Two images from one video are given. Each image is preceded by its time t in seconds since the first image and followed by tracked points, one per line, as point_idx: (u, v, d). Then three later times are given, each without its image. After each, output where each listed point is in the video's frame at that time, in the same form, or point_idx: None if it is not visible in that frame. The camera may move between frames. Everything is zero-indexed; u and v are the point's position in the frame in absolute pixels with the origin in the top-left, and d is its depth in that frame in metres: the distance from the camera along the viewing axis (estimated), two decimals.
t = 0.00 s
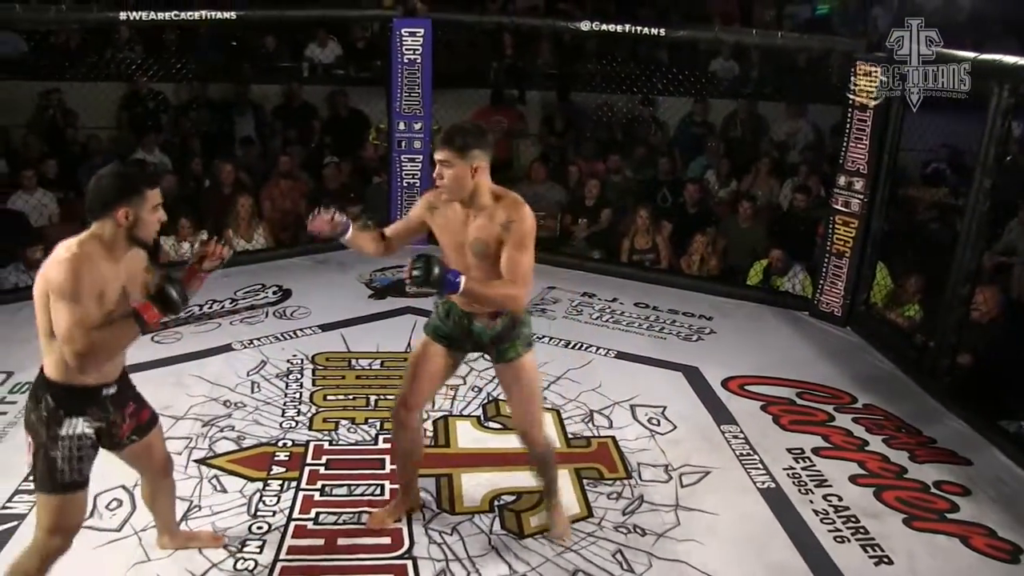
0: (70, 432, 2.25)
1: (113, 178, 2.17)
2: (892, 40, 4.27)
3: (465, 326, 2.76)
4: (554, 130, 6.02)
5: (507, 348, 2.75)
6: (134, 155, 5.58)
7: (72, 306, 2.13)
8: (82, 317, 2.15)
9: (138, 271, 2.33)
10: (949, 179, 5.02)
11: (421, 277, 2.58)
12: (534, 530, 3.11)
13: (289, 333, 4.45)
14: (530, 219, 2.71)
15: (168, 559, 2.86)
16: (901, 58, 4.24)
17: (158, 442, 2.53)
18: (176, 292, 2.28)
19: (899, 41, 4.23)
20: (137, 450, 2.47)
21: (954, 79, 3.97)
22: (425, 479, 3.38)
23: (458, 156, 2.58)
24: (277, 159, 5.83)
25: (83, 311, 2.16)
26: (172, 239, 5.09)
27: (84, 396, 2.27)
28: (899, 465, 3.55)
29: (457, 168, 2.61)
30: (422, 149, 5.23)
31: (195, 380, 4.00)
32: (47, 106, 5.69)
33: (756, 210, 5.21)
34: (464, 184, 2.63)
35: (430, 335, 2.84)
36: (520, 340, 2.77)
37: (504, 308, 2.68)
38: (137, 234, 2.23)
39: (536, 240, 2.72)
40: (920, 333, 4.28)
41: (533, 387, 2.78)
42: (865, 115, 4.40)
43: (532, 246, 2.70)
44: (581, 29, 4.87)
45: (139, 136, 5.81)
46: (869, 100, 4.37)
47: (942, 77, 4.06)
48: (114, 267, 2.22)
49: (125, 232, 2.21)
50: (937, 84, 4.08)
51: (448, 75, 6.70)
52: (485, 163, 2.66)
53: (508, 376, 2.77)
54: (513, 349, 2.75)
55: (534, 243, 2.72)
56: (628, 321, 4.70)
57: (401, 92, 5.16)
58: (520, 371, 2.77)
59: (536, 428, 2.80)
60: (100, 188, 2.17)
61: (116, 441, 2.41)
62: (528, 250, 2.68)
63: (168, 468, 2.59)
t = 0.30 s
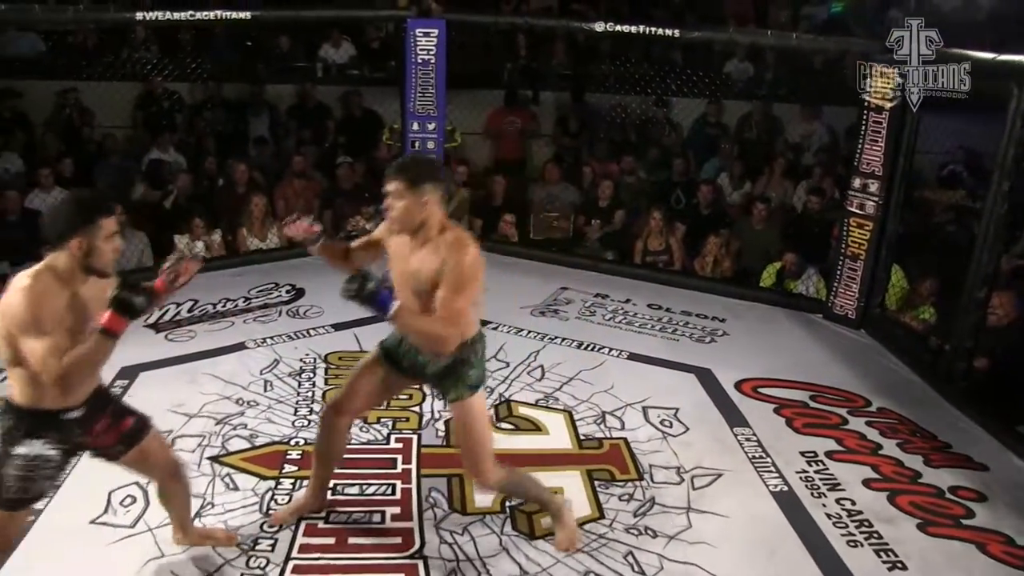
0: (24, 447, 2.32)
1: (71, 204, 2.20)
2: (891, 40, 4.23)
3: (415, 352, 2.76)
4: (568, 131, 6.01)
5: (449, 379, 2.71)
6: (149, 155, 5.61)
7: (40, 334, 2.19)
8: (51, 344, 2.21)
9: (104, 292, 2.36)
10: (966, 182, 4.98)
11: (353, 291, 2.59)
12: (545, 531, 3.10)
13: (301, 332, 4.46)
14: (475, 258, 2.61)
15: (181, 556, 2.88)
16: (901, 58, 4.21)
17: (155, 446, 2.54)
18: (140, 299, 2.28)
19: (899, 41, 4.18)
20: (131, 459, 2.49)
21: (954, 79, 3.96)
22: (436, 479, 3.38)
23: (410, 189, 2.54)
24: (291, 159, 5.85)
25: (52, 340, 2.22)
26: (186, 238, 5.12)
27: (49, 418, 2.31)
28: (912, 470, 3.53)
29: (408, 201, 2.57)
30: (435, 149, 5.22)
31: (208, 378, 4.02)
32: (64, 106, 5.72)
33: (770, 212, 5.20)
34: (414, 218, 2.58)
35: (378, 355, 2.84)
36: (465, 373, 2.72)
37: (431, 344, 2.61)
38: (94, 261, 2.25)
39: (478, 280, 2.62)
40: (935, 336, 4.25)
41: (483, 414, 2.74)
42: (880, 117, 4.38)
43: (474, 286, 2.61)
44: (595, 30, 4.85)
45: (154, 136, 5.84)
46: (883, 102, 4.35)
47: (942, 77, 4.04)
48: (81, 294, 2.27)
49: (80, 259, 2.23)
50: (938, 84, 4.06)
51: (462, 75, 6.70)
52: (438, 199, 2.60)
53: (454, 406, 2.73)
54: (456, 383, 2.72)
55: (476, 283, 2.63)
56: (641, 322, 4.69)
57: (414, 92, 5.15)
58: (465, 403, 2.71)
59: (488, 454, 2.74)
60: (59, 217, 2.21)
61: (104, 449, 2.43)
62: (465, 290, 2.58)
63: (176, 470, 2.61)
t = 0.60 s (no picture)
0: None
1: None
2: (891, 40, 4.25)
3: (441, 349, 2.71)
4: (587, 132, 6.02)
5: (480, 378, 2.67)
6: (170, 153, 5.65)
7: None
8: None
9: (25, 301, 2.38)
10: (989, 185, 4.94)
11: (360, 250, 2.44)
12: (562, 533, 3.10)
13: (320, 331, 4.47)
14: (502, 252, 2.56)
15: (198, 553, 2.90)
16: (901, 58, 4.25)
17: (74, 456, 2.53)
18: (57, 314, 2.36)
19: (900, 41, 4.21)
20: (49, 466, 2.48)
21: (954, 80, 4.04)
22: (454, 479, 3.39)
23: (434, 185, 2.46)
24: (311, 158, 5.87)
25: None
26: (206, 236, 5.17)
27: None
28: (933, 475, 3.51)
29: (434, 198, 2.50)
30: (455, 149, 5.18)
31: (227, 375, 4.04)
32: (87, 104, 5.78)
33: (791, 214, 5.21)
34: (440, 215, 2.51)
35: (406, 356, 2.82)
36: (497, 372, 2.68)
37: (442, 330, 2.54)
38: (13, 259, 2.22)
39: (504, 271, 2.57)
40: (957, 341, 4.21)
41: (516, 415, 2.70)
42: (902, 119, 4.35)
43: (497, 279, 2.56)
44: (615, 30, 4.85)
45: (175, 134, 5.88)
46: (905, 104, 4.32)
47: (941, 77, 4.12)
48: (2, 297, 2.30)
49: None
50: (937, 84, 4.14)
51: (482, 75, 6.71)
52: (468, 194, 2.53)
53: (486, 406, 2.69)
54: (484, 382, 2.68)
55: (501, 276, 2.58)
56: (660, 324, 4.68)
57: (434, 92, 5.14)
58: (499, 402, 2.67)
59: (521, 452, 2.73)
60: None
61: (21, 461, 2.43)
62: (489, 280, 2.53)
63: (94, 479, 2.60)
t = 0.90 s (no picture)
0: None
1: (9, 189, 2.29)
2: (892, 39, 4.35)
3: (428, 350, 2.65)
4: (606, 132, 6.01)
5: (470, 379, 2.61)
6: (190, 151, 5.69)
7: None
8: None
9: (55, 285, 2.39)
10: (1012, 188, 4.90)
11: (342, 310, 2.31)
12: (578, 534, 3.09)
13: (338, 329, 4.48)
14: (480, 243, 2.48)
15: (216, 549, 2.91)
16: (901, 57, 4.34)
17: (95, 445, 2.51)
18: (81, 301, 2.42)
19: (901, 41, 4.32)
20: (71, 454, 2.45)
21: (955, 79, 4.16)
22: (470, 478, 3.39)
23: (400, 172, 2.38)
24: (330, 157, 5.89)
25: None
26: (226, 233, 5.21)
27: None
28: (952, 480, 3.49)
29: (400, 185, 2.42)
30: (473, 148, 5.21)
31: (245, 373, 4.05)
32: (108, 102, 5.82)
33: (810, 216, 5.18)
34: (407, 203, 2.43)
35: (391, 363, 2.72)
36: (487, 369, 2.63)
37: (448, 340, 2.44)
38: (34, 241, 2.30)
39: (486, 264, 2.48)
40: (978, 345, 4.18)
41: (507, 414, 2.65)
42: (925, 121, 4.32)
43: (481, 273, 2.48)
44: (635, 31, 4.84)
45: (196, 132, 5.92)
46: (928, 106, 4.29)
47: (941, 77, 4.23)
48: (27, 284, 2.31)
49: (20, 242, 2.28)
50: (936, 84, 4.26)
51: (501, 75, 6.72)
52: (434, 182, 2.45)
53: (478, 407, 2.64)
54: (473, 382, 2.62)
55: (484, 268, 2.49)
56: (677, 325, 4.67)
57: (455, 91, 5.15)
58: (490, 402, 2.63)
59: (513, 456, 2.67)
60: None
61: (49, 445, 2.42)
62: (475, 275, 2.44)
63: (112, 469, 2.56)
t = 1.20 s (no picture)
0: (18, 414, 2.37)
1: (57, 173, 2.24)
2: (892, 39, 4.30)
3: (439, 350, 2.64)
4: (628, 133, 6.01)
5: (476, 383, 2.55)
6: (213, 150, 5.73)
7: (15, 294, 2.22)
8: (32, 307, 2.23)
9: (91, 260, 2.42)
10: None
11: (360, 263, 2.27)
12: (597, 535, 3.09)
13: (358, 329, 4.50)
14: (502, 245, 2.45)
15: (236, 547, 2.93)
16: (902, 57, 4.31)
17: (134, 430, 2.55)
18: (119, 266, 2.22)
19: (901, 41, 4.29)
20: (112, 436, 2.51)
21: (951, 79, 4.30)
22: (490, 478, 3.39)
23: (428, 170, 2.37)
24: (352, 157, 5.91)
25: (31, 307, 2.23)
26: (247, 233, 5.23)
27: (38, 385, 2.37)
28: (975, 486, 3.46)
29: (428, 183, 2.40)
30: (495, 149, 5.17)
31: (266, 371, 4.08)
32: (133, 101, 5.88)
33: (833, 218, 5.17)
34: (432, 200, 2.42)
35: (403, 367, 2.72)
36: (492, 373, 2.55)
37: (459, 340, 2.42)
38: (77, 229, 2.30)
39: (506, 269, 2.44)
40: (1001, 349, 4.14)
41: (508, 420, 2.55)
42: (949, 124, 4.29)
43: (500, 274, 2.45)
44: (657, 32, 4.83)
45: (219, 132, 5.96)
46: (953, 108, 4.25)
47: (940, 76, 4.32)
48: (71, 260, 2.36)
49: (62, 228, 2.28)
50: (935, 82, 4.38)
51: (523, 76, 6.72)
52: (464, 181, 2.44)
53: (480, 410, 2.55)
54: (480, 386, 2.54)
55: (504, 273, 2.46)
56: (698, 327, 4.66)
57: (475, 92, 5.13)
58: (492, 407, 2.53)
59: (510, 463, 2.51)
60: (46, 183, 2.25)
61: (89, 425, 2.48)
62: (494, 279, 2.41)
63: (152, 453, 2.60)
